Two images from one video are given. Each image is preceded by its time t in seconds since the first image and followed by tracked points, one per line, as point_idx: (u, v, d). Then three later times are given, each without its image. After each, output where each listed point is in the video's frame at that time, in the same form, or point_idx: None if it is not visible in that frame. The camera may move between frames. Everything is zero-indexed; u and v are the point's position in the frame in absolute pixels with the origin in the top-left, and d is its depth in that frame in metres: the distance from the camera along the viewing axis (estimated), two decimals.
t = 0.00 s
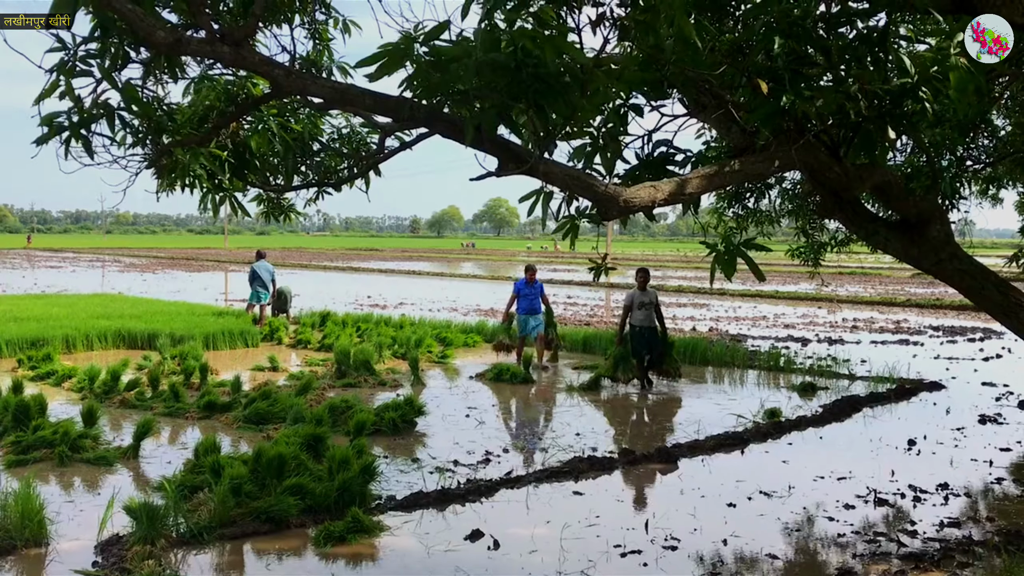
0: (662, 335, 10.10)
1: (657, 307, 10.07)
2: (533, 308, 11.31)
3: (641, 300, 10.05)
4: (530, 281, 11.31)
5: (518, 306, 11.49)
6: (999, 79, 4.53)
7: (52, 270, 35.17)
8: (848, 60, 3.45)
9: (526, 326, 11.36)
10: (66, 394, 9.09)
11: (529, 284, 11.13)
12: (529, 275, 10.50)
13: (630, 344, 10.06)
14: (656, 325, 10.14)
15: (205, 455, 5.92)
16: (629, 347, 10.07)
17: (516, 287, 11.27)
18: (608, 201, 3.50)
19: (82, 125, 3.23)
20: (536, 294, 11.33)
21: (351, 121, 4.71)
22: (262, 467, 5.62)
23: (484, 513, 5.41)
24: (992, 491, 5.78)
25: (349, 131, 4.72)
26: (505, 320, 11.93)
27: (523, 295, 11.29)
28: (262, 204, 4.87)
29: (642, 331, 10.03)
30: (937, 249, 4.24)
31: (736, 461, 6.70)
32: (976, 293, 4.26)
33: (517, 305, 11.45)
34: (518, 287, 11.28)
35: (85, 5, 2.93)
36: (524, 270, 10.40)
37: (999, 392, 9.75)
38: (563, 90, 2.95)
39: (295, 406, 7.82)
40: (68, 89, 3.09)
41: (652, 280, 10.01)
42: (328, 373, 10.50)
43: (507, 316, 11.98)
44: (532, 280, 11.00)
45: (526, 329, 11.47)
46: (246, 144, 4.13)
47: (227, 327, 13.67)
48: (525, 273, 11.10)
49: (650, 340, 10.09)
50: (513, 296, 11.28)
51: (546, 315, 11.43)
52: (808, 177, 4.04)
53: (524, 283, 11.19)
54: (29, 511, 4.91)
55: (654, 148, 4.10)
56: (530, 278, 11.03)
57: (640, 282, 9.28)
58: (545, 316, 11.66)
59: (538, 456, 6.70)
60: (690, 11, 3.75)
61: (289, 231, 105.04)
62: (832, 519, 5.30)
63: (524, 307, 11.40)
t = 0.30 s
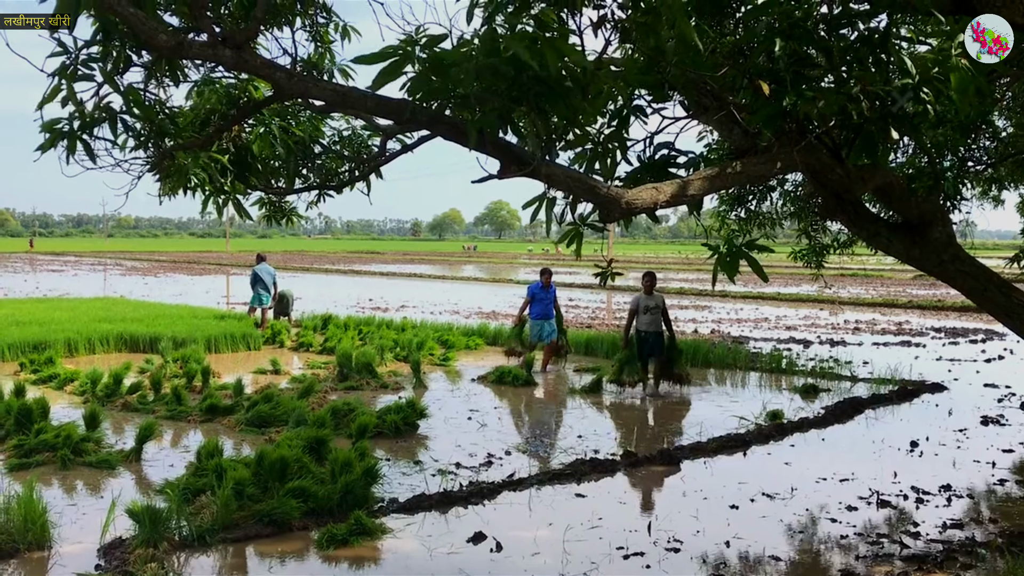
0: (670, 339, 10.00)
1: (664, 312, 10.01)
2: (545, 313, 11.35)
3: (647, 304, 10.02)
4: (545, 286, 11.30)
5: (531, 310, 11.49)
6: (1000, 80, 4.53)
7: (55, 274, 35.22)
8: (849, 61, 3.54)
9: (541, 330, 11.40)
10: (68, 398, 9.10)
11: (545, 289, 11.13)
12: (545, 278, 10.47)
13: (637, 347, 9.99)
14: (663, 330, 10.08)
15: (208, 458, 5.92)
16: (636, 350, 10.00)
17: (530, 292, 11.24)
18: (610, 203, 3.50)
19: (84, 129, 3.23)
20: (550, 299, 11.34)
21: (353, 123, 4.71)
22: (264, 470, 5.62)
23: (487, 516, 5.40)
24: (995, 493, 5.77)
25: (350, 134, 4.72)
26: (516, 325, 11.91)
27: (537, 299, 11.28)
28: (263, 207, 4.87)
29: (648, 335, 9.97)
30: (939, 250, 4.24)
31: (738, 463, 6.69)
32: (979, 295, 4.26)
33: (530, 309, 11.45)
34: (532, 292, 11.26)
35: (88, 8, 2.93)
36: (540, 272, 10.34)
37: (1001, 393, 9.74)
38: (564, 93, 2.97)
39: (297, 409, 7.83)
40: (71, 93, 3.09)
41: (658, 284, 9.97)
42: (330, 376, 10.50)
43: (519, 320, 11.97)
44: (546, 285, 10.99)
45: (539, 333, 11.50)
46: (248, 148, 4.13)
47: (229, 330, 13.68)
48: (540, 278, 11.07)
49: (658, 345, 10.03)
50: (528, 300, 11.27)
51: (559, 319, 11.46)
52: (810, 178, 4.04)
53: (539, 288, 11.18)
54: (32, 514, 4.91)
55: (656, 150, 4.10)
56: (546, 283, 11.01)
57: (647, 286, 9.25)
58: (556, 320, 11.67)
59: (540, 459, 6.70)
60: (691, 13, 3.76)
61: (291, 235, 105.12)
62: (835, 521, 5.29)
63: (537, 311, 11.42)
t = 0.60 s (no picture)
0: (679, 345, 9.89)
1: (675, 316, 9.84)
2: (557, 316, 11.16)
3: (658, 308, 9.84)
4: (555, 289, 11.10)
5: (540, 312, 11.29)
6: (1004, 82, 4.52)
7: (60, 275, 35.34)
8: (854, 63, 3.48)
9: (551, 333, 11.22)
10: (72, 399, 9.11)
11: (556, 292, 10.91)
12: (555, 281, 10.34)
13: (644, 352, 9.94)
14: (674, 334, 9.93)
15: (211, 460, 5.92)
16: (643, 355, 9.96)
17: (541, 294, 11.02)
18: (614, 205, 3.51)
19: (90, 132, 3.24)
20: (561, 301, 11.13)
21: (357, 126, 4.71)
22: (267, 472, 5.62)
23: (490, 518, 5.39)
24: (999, 496, 5.75)
25: (354, 136, 4.72)
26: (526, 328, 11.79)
27: (548, 302, 11.07)
28: (266, 210, 4.88)
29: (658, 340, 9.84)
30: (943, 253, 4.24)
31: (741, 466, 6.68)
32: (983, 297, 4.25)
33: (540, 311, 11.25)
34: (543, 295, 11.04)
35: (93, 10, 2.94)
36: (549, 275, 10.28)
37: (1006, 396, 9.71)
38: (568, 94, 2.94)
39: (300, 411, 7.82)
40: (76, 95, 3.09)
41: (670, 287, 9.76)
42: (333, 378, 10.50)
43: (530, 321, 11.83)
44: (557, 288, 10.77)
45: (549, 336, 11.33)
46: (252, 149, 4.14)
47: (232, 333, 13.69)
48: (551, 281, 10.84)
49: (668, 349, 9.89)
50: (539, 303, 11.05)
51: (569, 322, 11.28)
52: (814, 180, 4.04)
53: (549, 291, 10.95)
54: (35, 516, 4.91)
55: (661, 153, 4.09)
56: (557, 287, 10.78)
57: (660, 289, 9.15)
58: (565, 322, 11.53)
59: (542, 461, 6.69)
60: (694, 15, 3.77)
61: (294, 238, 105.26)
62: (839, 524, 5.28)
63: (547, 314, 11.21)
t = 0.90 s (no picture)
0: (687, 349, 9.73)
1: (682, 320, 9.67)
2: (565, 320, 11.08)
3: (667, 311, 9.68)
4: (561, 293, 11.05)
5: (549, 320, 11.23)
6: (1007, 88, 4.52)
7: (62, 277, 35.37)
8: (856, 68, 3.44)
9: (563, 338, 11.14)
10: (74, 402, 9.12)
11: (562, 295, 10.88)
12: (558, 286, 10.16)
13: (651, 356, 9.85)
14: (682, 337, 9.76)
15: (213, 462, 5.92)
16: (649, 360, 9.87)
17: (548, 300, 10.98)
18: (616, 210, 3.51)
19: (92, 134, 3.25)
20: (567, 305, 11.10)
21: (360, 130, 4.72)
22: (269, 475, 5.62)
23: (491, 522, 5.39)
24: (1001, 501, 5.74)
25: (357, 141, 4.73)
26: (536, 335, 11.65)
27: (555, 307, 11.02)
28: (270, 214, 4.90)
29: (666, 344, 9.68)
30: (945, 257, 4.23)
31: (742, 470, 6.69)
32: (986, 303, 4.25)
33: (549, 318, 11.18)
34: (549, 301, 11.00)
35: (96, 12, 2.96)
36: (551, 278, 10.24)
37: (1008, 401, 9.69)
38: (570, 97, 2.97)
39: (302, 413, 7.83)
40: (79, 98, 3.11)
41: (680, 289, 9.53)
42: (334, 381, 10.51)
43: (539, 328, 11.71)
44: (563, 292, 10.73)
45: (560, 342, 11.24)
46: (255, 152, 4.16)
47: (234, 335, 13.70)
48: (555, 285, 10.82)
49: (675, 353, 9.74)
50: (547, 309, 11.01)
51: (579, 325, 11.23)
52: (816, 185, 4.05)
53: (555, 295, 10.92)
54: (38, 518, 4.92)
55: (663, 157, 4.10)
56: (562, 290, 10.77)
57: (668, 292, 9.12)
58: (574, 326, 11.43)
59: (544, 464, 6.69)
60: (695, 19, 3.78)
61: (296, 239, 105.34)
62: (840, 528, 5.27)
63: (557, 319, 11.16)
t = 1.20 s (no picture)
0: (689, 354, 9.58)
1: (684, 324, 9.52)
2: (571, 323, 11.02)
3: (668, 316, 9.51)
4: (569, 295, 11.05)
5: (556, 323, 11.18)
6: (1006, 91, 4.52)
7: (60, 276, 35.30)
8: (854, 71, 3.44)
9: (568, 341, 11.01)
10: (71, 401, 9.11)
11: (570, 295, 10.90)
12: (567, 285, 10.07)
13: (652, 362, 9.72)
14: (683, 343, 9.59)
15: (210, 462, 5.91)
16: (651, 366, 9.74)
17: (555, 301, 11.00)
18: (615, 212, 3.52)
19: (91, 134, 3.25)
20: (575, 308, 11.08)
21: (359, 131, 4.72)
22: (266, 475, 5.61)
23: (488, 523, 5.39)
24: (998, 505, 5.74)
25: (356, 142, 4.73)
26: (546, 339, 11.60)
27: (563, 308, 11.01)
28: (270, 215, 4.90)
29: (667, 350, 9.50)
30: (943, 260, 4.23)
31: (740, 473, 6.69)
32: (984, 306, 4.25)
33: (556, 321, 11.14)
34: (557, 301, 11.01)
35: (95, 11, 2.95)
36: (561, 280, 10.14)
37: (1005, 405, 9.70)
38: (571, 101, 2.96)
39: (300, 414, 7.82)
40: (79, 98, 3.11)
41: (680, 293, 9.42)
42: (332, 381, 10.50)
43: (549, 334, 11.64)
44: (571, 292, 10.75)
45: (567, 345, 11.12)
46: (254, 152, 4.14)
47: (232, 335, 13.69)
48: (563, 286, 10.87)
49: (677, 358, 9.56)
50: (554, 310, 10.99)
51: (586, 330, 11.15)
52: (814, 187, 4.06)
53: (563, 295, 10.95)
54: (34, 517, 4.91)
55: (662, 159, 4.10)
56: (569, 290, 10.79)
57: (671, 298, 9.07)
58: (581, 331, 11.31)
59: (542, 466, 6.68)
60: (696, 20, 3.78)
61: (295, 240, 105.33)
62: (838, 531, 5.27)
63: (563, 322, 11.12)
